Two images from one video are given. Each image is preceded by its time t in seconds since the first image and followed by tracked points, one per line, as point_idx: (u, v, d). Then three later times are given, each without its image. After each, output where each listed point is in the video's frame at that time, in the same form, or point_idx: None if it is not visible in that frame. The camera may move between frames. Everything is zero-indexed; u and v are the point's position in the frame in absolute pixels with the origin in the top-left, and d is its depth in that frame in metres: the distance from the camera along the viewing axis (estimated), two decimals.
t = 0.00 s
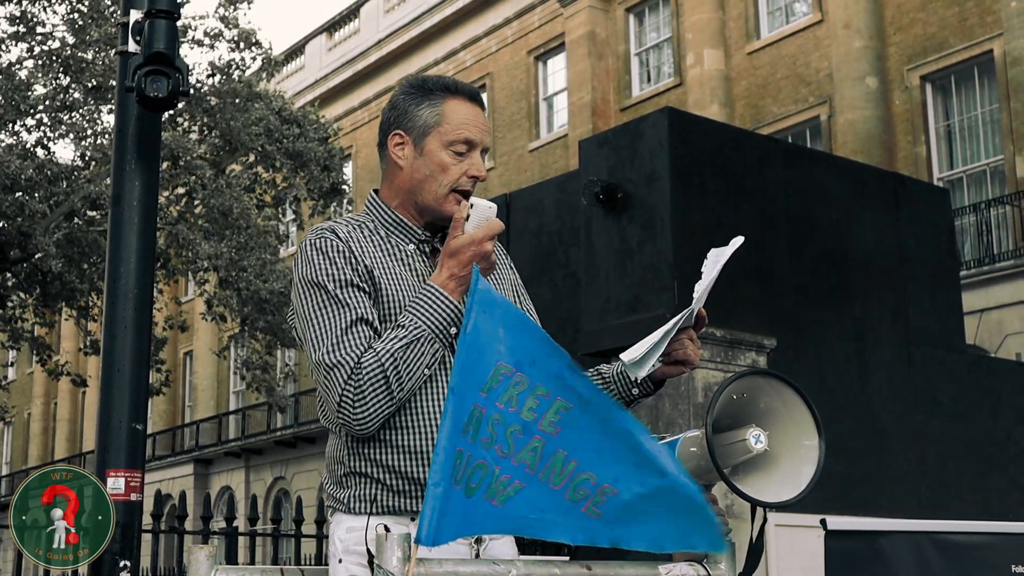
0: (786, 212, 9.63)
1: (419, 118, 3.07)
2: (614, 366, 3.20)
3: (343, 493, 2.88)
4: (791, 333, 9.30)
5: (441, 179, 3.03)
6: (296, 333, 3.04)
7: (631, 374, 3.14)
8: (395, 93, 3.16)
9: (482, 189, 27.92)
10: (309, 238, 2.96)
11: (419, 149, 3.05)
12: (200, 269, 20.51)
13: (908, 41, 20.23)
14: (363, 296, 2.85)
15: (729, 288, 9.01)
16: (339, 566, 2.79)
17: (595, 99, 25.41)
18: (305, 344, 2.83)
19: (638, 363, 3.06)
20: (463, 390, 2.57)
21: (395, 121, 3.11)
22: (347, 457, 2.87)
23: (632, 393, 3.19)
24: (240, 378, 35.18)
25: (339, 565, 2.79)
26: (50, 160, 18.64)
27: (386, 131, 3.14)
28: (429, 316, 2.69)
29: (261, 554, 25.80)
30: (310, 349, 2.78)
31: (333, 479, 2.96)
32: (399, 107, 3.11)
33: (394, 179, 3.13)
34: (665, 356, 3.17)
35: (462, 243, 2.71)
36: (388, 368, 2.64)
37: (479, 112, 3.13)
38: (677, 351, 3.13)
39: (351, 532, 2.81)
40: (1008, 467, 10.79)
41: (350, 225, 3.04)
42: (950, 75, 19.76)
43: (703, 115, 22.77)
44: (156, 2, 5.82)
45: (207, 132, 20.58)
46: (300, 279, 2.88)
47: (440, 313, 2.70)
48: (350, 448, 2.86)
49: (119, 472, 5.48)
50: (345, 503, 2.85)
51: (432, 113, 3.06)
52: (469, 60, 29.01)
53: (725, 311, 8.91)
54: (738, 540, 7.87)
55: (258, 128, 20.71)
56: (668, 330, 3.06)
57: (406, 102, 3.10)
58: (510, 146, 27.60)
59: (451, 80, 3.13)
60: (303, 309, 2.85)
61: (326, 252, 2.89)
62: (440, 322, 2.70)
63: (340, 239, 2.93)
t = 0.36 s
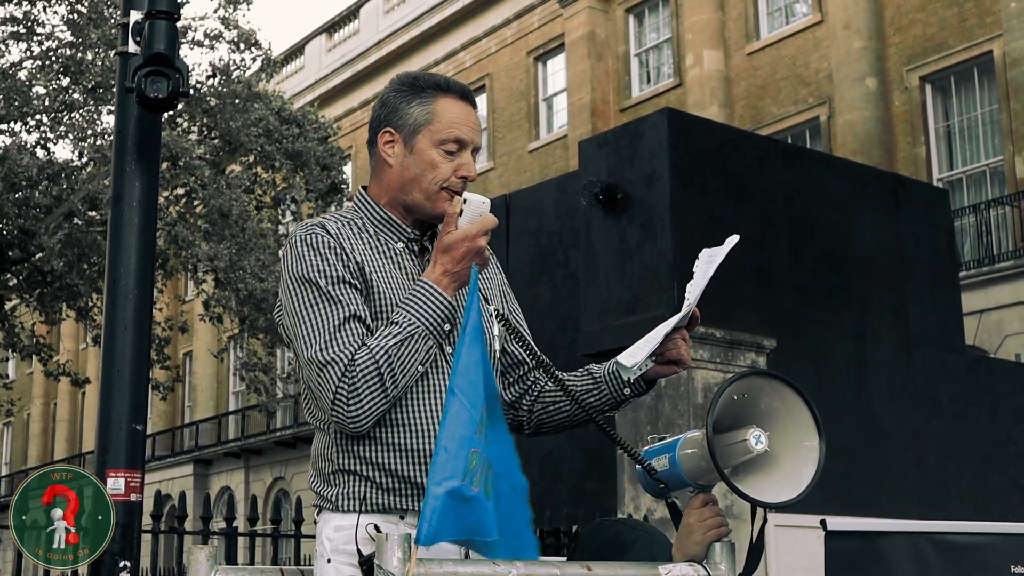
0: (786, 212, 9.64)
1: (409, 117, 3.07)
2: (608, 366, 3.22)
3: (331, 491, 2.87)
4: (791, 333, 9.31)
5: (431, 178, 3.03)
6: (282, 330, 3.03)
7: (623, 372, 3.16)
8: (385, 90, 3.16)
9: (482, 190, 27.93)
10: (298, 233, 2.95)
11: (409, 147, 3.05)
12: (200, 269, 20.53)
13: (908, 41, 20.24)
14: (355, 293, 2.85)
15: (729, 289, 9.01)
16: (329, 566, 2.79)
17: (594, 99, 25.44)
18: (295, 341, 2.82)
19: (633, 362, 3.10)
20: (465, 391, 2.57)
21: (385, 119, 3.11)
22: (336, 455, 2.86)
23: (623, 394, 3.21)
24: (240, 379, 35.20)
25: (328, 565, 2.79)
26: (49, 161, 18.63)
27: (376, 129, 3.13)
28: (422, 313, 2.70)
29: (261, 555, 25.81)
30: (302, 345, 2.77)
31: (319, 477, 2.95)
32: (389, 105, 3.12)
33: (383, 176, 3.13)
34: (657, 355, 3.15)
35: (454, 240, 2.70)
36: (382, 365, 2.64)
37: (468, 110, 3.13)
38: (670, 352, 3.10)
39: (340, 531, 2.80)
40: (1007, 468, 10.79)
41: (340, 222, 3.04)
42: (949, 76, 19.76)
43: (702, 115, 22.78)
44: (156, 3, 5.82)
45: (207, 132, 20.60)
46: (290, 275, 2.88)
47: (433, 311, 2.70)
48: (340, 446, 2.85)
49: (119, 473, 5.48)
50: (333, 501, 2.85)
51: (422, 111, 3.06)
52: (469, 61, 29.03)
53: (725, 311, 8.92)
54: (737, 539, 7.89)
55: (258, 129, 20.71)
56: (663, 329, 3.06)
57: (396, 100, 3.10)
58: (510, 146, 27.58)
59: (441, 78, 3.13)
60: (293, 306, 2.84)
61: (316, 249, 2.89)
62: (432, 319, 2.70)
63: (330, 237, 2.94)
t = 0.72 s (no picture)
0: (786, 212, 9.65)
1: (402, 114, 3.08)
2: (603, 364, 3.23)
3: (328, 492, 2.86)
4: (790, 333, 9.31)
5: (424, 175, 3.04)
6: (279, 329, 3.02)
7: (619, 369, 3.17)
8: (375, 88, 3.17)
9: (481, 190, 27.96)
10: (291, 233, 2.95)
11: (402, 143, 3.06)
12: (199, 269, 20.53)
13: (907, 42, 20.25)
14: (352, 292, 2.85)
15: (728, 289, 9.02)
16: (326, 567, 2.79)
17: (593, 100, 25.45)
18: (290, 339, 2.81)
19: (632, 357, 3.11)
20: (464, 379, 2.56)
21: (377, 116, 3.12)
22: (335, 457, 2.86)
23: (620, 391, 3.21)
24: (239, 379, 35.20)
25: (325, 566, 2.79)
26: (49, 161, 18.64)
27: (368, 126, 3.14)
28: (420, 310, 2.70)
29: (260, 556, 25.79)
30: (297, 344, 2.76)
31: (317, 479, 2.94)
32: (381, 102, 3.13)
33: (375, 174, 3.13)
34: (654, 352, 3.17)
35: (450, 236, 2.70)
36: (381, 363, 2.63)
37: (459, 106, 3.14)
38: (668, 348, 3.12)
39: (338, 532, 2.80)
40: (1007, 468, 10.79)
41: (335, 220, 3.03)
42: (948, 77, 19.77)
43: (701, 116, 22.79)
44: (157, 3, 5.81)
45: (206, 132, 20.61)
46: (285, 274, 2.87)
47: (432, 308, 2.70)
48: (338, 447, 2.85)
49: (119, 473, 5.47)
50: (331, 502, 2.84)
51: (414, 107, 3.08)
52: (468, 61, 29.04)
53: (724, 312, 8.92)
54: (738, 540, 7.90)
55: (257, 129, 20.71)
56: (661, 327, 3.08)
57: (387, 97, 3.12)
58: (510, 146, 27.59)
59: (432, 75, 3.15)
60: (288, 305, 2.83)
61: (311, 248, 2.88)
62: (430, 316, 2.71)
63: (324, 235, 2.93)
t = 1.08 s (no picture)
0: (785, 212, 9.64)
1: (404, 107, 3.07)
2: (606, 358, 3.23)
3: (331, 490, 2.85)
4: (790, 333, 9.31)
5: (427, 168, 3.04)
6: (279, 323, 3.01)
7: (622, 364, 3.17)
8: (375, 80, 3.16)
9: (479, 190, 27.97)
10: (290, 226, 2.94)
11: (405, 136, 3.05)
12: (197, 269, 20.53)
13: (905, 43, 20.27)
14: (355, 284, 2.84)
15: (728, 289, 9.02)
16: (331, 567, 2.78)
17: (592, 100, 25.45)
18: (292, 332, 2.80)
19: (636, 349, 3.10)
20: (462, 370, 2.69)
21: (378, 108, 3.10)
22: (339, 452, 2.85)
23: (622, 385, 3.21)
24: (238, 380, 35.17)
25: (331, 565, 2.78)
26: (48, 162, 18.63)
27: (369, 118, 3.11)
28: (424, 300, 2.70)
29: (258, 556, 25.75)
30: (300, 336, 2.75)
31: (319, 475, 2.93)
32: (381, 94, 3.11)
33: (376, 168, 3.12)
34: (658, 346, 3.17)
35: (456, 227, 2.71)
36: (387, 352, 2.63)
37: (459, 99, 3.14)
38: (672, 342, 3.13)
39: (343, 531, 2.80)
40: (1007, 469, 10.79)
41: (334, 214, 3.02)
42: (947, 77, 19.78)
43: (700, 116, 22.78)
44: (156, 3, 5.81)
45: (206, 132, 20.59)
46: (286, 266, 2.86)
47: (437, 298, 2.70)
48: (343, 442, 2.85)
49: (118, 474, 5.43)
50: (335, 500, 2.83)
51: (417, 100, 3.07)
52: (467, 61, 29.03)
53: (724, 313, 8.92)
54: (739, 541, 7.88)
55: (256, 128, 20.72)
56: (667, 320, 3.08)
57: (388, 89, 3.10)
58: (509, 146, 27.58)
59: (433, 68, 3.15)
60: (290, 296, 2.81)
61: (312, 239, 2.88)
62: (434, 306, 2.71)
63: (325, 227, 2.93)
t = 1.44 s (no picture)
0: (785, 212, 9.64)
1: (398, 108, 3.08)
2: (610, 360, 3.22)
3: (337, 491, 2.85)
4: (789, 333, 9.32)
5: (424, 166, 3.02)
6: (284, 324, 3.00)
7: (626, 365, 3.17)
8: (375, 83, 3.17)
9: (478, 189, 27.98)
10: (297, 229, 2.93)
11: (401, 136, 3.05)
12: (196, 268, 20.51)
13: (904, 42, 20.27)
14: (361, 288, 2.84)
15: (727, 289, 9.01)
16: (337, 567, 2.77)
17: (591, 99, 25.43)
18: (298, 336, 2.80)
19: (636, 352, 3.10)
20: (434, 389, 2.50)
21: (376, 111, 3.12)
22: (344, 453, 2.85)
23: (627, 386, 3.21)
24: (237, 379, 35.18)
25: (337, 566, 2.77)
26: (46, 161, 18.60)
27: (367, 122, 3.14)
28: (427, 305, 2.67)
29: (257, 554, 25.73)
30: (305, 341, 2.74)
31: (323, 475, 2.93)
32: (379, 97, 3.13)
33: (379, 170, 3.13)
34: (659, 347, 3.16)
35: (455, 229, 2.68)
36: (389, 359, 2.62)
37: (457, 92, 3.12)
38: (673, 343, 3.11)
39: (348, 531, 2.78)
40: (1006, 469, 10.79)
41: (340, 216, 3.01)
42: (946, 76, 19.78)
43: (699, 115, 22.77)
44: (154, 2, 5.81)
45: (204, 132, 20.54)
46: (291, 270, 2.85)
47: (440, 301, 2.67)
48: (347, 444, 2.85)
49: (117, 473, 5.46)
50: (341, 501, 2.83)
51: (410, 99, 3.07)
52: (466, 60, 29.02)
53: (723, 312, 8.91)
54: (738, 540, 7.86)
55: (254, 127, 20.72)
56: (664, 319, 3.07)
57: (386, 91, 3.12)
58: (507, 145, 27.58)
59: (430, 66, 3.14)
60: (295, 301, 2.81)
61: (318, 243, 2.87)
62: (437, 312, 2.68)
63: (332, 230, 2.92)
